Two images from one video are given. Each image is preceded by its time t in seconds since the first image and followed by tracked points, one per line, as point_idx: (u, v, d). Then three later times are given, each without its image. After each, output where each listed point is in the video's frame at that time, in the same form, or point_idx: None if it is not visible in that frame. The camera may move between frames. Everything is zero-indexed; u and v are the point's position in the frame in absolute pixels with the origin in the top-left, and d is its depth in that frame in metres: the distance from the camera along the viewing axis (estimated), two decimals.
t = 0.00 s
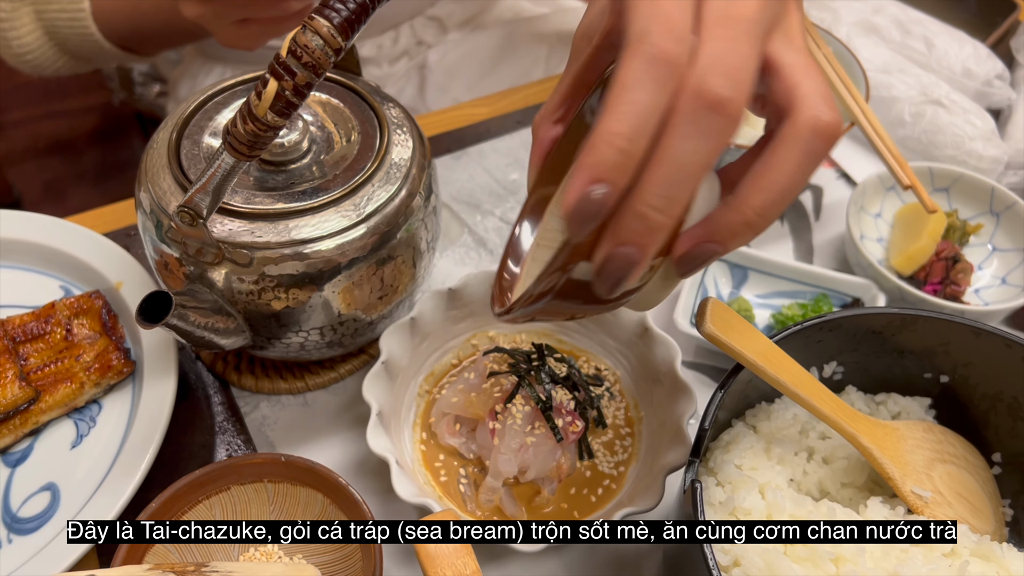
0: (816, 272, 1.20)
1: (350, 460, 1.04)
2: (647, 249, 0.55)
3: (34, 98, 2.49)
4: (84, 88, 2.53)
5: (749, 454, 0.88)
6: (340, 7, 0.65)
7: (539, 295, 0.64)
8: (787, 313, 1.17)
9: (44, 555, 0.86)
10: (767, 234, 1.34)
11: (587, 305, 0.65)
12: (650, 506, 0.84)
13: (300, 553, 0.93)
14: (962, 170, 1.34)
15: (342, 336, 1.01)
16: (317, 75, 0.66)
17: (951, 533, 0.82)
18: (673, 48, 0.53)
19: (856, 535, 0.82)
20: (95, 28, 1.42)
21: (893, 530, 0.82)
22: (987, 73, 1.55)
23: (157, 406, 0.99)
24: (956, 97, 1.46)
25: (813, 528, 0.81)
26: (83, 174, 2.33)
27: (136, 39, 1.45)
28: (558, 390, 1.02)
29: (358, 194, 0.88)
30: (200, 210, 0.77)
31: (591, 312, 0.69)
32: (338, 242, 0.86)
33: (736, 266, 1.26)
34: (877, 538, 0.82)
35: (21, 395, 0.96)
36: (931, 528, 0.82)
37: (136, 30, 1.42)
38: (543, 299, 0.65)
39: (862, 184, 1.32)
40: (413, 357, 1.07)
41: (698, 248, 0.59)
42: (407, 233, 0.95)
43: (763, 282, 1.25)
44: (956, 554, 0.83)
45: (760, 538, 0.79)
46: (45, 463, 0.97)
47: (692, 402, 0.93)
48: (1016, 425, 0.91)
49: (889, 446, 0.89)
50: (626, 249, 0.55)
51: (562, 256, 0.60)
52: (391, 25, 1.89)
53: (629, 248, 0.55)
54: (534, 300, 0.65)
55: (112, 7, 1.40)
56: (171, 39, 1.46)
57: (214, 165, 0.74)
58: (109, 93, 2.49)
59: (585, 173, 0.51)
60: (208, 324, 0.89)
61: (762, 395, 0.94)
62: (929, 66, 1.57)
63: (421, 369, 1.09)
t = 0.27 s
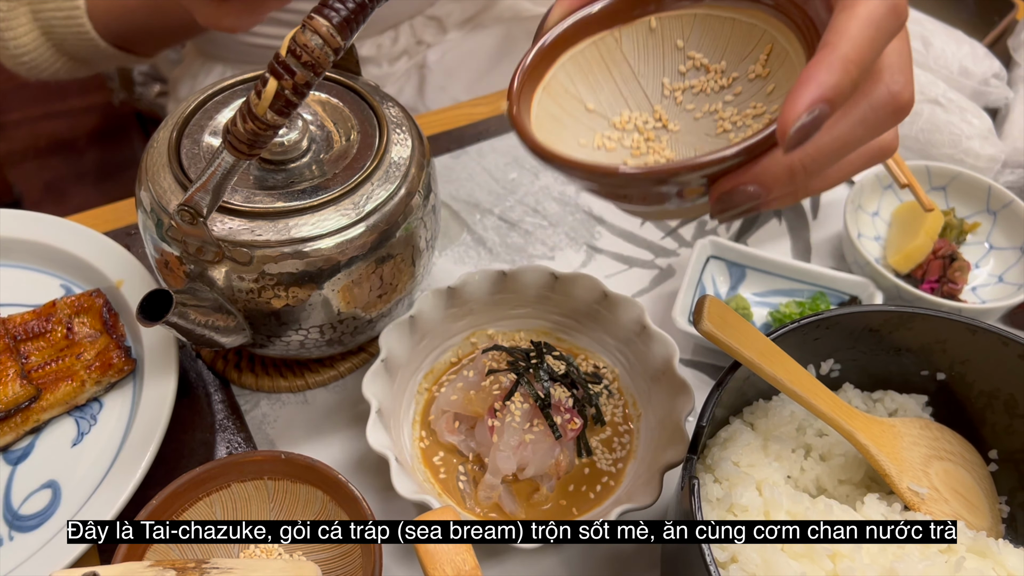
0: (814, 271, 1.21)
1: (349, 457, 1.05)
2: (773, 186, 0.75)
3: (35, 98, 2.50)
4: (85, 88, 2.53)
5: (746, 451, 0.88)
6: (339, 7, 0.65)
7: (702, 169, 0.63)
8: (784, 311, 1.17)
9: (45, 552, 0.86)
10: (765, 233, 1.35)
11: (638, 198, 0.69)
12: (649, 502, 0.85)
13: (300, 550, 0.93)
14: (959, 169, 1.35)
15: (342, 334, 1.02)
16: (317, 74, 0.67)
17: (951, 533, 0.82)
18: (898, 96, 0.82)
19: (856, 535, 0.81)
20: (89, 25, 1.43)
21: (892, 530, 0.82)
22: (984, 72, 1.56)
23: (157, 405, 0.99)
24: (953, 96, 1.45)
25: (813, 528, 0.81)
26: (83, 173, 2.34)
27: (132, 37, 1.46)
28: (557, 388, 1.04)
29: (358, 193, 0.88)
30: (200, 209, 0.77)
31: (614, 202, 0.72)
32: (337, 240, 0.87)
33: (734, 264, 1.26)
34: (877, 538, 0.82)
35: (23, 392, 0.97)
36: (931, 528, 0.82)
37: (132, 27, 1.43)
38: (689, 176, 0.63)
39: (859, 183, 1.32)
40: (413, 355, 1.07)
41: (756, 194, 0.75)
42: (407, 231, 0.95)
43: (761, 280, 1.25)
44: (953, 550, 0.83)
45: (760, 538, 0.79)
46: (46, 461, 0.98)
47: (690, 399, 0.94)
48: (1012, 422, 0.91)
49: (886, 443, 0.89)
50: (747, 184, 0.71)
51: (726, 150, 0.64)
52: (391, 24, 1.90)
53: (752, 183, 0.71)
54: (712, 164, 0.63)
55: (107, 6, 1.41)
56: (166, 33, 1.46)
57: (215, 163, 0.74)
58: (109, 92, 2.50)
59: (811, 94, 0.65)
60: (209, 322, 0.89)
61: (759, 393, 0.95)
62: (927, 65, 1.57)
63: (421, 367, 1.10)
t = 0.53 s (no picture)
0: (811, 271, 1.21)
1: (348, 457, 1.05)
2: (754, 77, 0.62)
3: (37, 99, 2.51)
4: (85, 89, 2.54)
5: (743, 450, 0.89)
6: (337, 9, 0.65)
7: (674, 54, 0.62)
8: (782, 312, 1.18)
9: (45, 552, 0.87)
10: (763, 233, 1.35)
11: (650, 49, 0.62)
12: (646, 501, 0.85)
13: (299, 549, 0.94)
14: (955, 170, 1.35)
15: (340, 334, 1.02)
16: (315, 75, 0.67)
17: (951, 533, 0.82)
18: None
19: (856, 535, 0.81)
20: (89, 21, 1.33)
21: (892, 530, 0.82)
22: (981, 72, 1.56)
23: (157, 405, 1.00)
24: (951, 96, 1.47)
25: (813, 528, 0.81)
26: (84, 174, 2.34)
27: (136, 37, 1.37)
28: (555, 388, 1.05)
29: (356, 194, 0.89)
30: (200, 210, 0.77)
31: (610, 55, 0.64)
32: (336, 241, 0.87)
33: (732, 264, 1.27)
34: (877, 539, 0.82)
35: (23, 393, 0.97)
36: (931, 528, 0.82)
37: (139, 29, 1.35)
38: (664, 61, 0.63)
39: (856, 183, 1.33)
40: (411, 355, 1.08)
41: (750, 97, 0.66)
42: (405, 232, 0.96)
43: (758, 280, 1.26)
44: (949, 549, 0.84)
45: (760, 538, 0.79)
46: (46, 461, 0.98)
47: (686, 399, 0.94)
48: (1008, 422, 0.92)
49: (882, 442, 0.89)
50: (730, 73, 0.63)
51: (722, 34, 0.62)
52: (391, 25, 1.90)
53: (733, 71, 0.62)
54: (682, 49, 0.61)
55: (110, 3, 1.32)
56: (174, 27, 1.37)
57: (214, 164, 0.74)
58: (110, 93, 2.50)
59: None
60: (207, 323, 0.89)
61: (755, 393, 0.95)
62: (924, 66, 1.58)
63: (419, 367, 1.10)
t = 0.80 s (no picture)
0: (811, 270, 1.21)
1: (348, 456, 1.05)
2: (607, 32, 0.89)
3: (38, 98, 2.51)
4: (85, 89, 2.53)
5: (743, 449, 0.89)
6: (337, 8, 0.65)
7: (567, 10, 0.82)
8: (782, 311, 1.18)
9: (45, 551, 0.87)
10: (762, 232, 1.35)
11: None
12: (646, 500, 0.85)
13: (300, 549, 0.94)
14: (956, 168, 1.35)
15: (340, 333, 1.02)
16: (315, 74, 0.67)
17: (951, 533, 0.82)
18: None
19: (856, 535, 0.81)
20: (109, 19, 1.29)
21: (892, 530, 0.82)
22: (981, 71, 1.56)
23: (157, 404, 1.00)
24: (950, 95, 1.47)
25: (813, 528, 0.80)
26: (84, 174, 2.34)
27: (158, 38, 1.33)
28: (555, 387, 1.05)
29: (356, 193, 0.89)
30: (199, 209, 0.77)
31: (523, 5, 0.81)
32: (336, 240, 0.87)
33: (731, 263, 1.27)
34: (877, 539, 0.81)
35: (23, 392, 0.97)
36: (931, 528, 0.81)
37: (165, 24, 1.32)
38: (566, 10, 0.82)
39: (856, 182, 1.33)
40: (411, 354, 1.08)
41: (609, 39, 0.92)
42: (405, 231, 0.96)
43: (759, 279, 1.26)
44: (949, 548, 0.83)
45: (760, 538, 0.79)
46: (45, 460, 0.98)
47: (686, 397, 0.94)
48: (1008, 420, 0.92)
49: (882, 441, 0.89)
50: (588, 29, 0.88)
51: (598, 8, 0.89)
52: (391, 24, 1.90)
53: (591, 29, 0.88)
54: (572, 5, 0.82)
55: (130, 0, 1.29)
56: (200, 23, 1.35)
57: (214, 163, 0.74)
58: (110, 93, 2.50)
59: None
60: (207, 322, 0.89)
61: (756, 392, 0.95)
62: (924, 65, 1.58)
63: (419, 366, 1.10)
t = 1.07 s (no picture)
0: (810, 270, 1.21)
1: (347, 456, 1.05)
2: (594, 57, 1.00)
3: (37, 98, 2.51)
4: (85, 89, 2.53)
5: (743, 449, 0.89)
6: (336, 8, 0.65)
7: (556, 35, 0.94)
8: (781, 310, 1.18)
9: (45, 552, 0.87)
10: (762, 232, 1.35)
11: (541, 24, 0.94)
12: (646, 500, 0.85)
13: (299, 548, 0.94)
14: (955, 168, 1.35)
15: (340, 333, 1.02)
16: (314, 74, 0.67)
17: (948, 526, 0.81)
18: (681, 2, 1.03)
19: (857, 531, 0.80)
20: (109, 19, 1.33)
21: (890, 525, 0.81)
22: (981, 71, 1.56)
23: (156, 404, 1.00)
24: (950, 95, 1.47)
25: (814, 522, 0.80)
26: (84, 174, 2.34)
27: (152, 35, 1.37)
28: (555, 387, 1.05)
29: (355, 193, 0.89)
30: (199, 209, 0.77)
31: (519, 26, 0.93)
32: (335, 240, 0.87)
33: (731, 263, 1.27)
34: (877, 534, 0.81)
35: (23, 392, 0.97)
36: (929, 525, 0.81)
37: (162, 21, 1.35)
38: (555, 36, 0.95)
39: (855, 182, 1.33)
40: (411, 354, 1.08)
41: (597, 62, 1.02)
42: (405, 231, 0.96)
43: (758, 279, 1.26)
44: (948, 547, 0.83)
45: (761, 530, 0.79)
46: (45, 461, 0.98)
47: (686, 397, 0.94)
48: (1007, 420, 0.92)
49: (882, 441, 0.89)
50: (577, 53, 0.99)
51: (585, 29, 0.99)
52: (391, 23, 1.90)
53: (580, 53, 0.99)
54: (560, 31, 0.94)
55: None
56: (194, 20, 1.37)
57: (212, 164, 0.73)
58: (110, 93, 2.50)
59: None
60: (207, 322, 0.89)
61: (755, 392, 0.95)
62: (923, 65, 1.58)
63: (418, 366, 1.10)
